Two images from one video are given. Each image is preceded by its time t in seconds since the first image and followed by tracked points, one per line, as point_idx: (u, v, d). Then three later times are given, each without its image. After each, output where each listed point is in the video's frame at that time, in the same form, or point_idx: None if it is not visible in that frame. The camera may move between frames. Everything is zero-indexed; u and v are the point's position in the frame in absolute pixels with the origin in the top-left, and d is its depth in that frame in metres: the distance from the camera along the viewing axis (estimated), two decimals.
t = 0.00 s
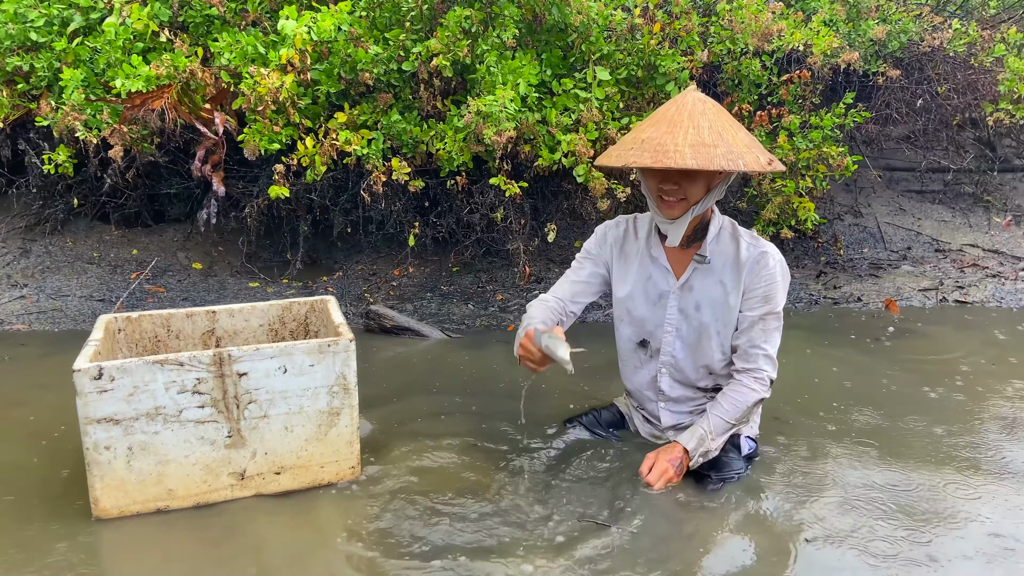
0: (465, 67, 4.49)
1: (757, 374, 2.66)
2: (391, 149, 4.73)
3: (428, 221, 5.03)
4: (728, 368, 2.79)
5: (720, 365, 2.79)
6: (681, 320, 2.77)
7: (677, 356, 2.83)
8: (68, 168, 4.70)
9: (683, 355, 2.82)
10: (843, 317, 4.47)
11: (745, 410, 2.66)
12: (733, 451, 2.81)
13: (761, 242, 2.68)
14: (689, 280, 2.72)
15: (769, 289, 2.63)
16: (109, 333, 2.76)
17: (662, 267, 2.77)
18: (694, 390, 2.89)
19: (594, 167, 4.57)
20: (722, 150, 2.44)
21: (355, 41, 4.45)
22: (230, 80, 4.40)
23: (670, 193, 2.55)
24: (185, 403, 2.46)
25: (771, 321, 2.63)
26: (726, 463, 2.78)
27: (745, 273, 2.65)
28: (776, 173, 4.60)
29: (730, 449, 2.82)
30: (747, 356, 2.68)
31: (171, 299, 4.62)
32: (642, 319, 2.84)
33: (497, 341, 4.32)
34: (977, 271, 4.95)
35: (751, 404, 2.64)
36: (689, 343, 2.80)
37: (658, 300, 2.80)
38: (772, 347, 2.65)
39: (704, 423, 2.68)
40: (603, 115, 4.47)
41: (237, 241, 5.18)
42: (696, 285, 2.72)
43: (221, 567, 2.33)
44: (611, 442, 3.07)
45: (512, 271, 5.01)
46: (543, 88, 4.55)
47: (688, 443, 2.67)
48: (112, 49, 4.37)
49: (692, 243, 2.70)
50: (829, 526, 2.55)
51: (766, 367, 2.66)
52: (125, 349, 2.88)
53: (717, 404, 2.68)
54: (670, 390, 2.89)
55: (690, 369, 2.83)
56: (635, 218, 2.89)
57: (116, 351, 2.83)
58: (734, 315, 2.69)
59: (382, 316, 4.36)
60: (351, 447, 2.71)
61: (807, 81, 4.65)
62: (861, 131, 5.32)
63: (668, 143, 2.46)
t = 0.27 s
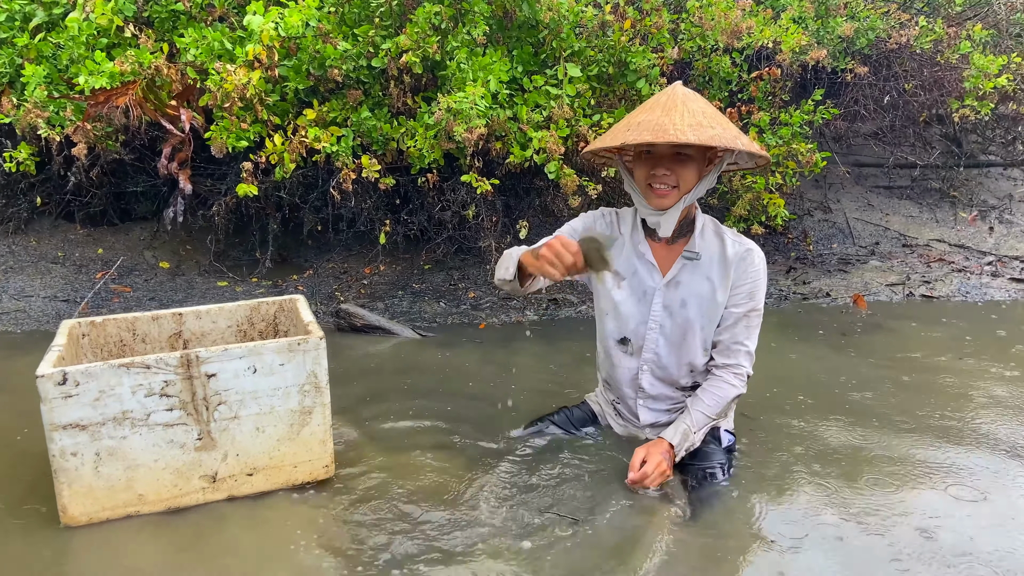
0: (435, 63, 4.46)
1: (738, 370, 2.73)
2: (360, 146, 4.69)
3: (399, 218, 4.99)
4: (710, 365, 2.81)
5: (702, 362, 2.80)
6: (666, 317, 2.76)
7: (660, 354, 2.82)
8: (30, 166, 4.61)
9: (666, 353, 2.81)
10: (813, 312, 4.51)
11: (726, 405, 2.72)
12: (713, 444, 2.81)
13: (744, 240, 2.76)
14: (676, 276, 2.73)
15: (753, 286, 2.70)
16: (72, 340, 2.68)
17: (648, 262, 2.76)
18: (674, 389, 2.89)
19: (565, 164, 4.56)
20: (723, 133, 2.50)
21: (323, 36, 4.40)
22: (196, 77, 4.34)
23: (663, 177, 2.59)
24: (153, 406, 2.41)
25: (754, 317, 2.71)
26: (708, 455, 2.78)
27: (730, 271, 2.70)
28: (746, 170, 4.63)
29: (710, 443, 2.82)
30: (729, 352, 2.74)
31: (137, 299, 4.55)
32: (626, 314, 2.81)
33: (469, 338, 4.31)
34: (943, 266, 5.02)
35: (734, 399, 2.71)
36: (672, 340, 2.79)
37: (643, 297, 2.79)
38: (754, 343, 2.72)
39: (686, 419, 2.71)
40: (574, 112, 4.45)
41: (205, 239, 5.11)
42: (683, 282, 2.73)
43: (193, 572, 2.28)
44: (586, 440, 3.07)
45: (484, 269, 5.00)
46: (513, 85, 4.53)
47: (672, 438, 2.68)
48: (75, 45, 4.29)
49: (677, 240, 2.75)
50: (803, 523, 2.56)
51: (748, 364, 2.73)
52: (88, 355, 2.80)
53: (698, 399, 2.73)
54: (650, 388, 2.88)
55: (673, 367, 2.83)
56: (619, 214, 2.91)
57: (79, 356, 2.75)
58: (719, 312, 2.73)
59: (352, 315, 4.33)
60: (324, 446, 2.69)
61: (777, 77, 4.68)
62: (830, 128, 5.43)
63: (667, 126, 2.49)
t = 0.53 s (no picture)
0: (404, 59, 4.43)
1: (712, 366, 2.77)
2: (328, 143, 4.64)
3: (368, 216, 4.95)
4: (686, 361, 2.83)
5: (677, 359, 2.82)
6: (646, 314, 2.76)
7: (638, 352, 2.80)
8: None
9: (644, 350, 2.80)
10: (782, 307, 4.54)
11: (700, 400, 2.75)
12: (687, 435, 2.83)
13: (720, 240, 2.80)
14: (657, 274, 2.73)
15: (730, 285, 2.76)
16: (36, 340, 2.61)
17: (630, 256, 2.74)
18: (648, 384, 2.89)
19: (535, 161, 4.54)
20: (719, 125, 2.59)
21: (290, 32, 4.36)
22: (159, 72, 4.26)
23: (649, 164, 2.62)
24: (119, 409, 2.34)
25: (730, 315, 2.77)
26: (684, 447, 2.78)
27: (709, 269, 2.73)
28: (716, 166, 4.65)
29: (684, 434, 2.83)
30: (703, 348, 2.78)
31: (101, 299, 4.45)
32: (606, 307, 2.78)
33: (440, 336, 4.28)
34: (909, 261, 5.08)
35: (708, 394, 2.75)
36: (651, 338, 2.79)
37: (623, 293, 2.77)
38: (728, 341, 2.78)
39: (661, 412, 2.72)
40: (544, 109, 4.45)
41: (171, 237, 5.02)
42: (663, 279, 2.73)
43: None
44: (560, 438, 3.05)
45: (455, 266, 4.97)
46: (483, 81, 4.51)
47: (648, 432, 2.68)
48: (35, 40, 4.20)
49: (659, 237, 2.75)
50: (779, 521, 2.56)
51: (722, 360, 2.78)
52: (51, 354, 2.72)
53: (673, 394, 2.75)
54: (626, 383, 2.87)
55: (651, 364, 2.82)
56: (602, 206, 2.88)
57: (41, 356, 2.67)
58: (697, 310, 2.75)
59: (321, 313, 4.28)
60: (294, 449, 2.63)
61: (745, 74, 4.71)
62: (800, 124, 5.50)
63: (668, 110, 2.54)
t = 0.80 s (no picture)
0: (369, 54, 4.40)
1: (677, 361, 2.79)
2: (293, 138, 4.57)
3: (334, 212, 4.90)
4: (652, 357, 2.84)
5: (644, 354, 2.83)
6: (615, 310, 2.75)
7: (607, 347, 2.79)
8: None
9: (612, 345, 2.80)
10: (748, 301, 4.58)
11: (665, 394, 2.76)
12: (653, 429, 2.85)
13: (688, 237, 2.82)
14: (627, 269, 2.73)
15: (697, 283, 2.79)
16: None
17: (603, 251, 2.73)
18: (614, 377, 2.88)
19: (503, 156, 4.53)
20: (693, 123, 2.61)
21: (252, 26, 4.26)
22: (118, 67, 4.17)
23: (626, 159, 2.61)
24: (75, 411, 2.26)
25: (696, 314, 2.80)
26: (646, 441, 2.80)
27: (677, 266, 2.75)
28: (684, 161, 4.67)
29: (649, 428, 2.86)
30: (669, 344, 2.80)
31: (58, 298, 4.34)
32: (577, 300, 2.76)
33: (408, 333, 4.23)
34: (872, 255, 5.15)
35: (674, 388, 2.77)
36: (619, 333, 2.78)
37: (593, 288, 2.76)
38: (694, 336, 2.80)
39: (627, 405, 2.73)
40: (512, 104, 4.43)
41: (132, 235, 4.91)
42: (633, 275, 2.73)
43: None
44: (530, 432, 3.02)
45: (423, 262, 4.93)
46: (450, 77, 4.48)
47: (614, 425, 2.70)
48: None
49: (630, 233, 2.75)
50: (752, 510, 2.55)
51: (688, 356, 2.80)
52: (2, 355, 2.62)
53: (639, 388, 2.76)
54: (593, 377, 2.86)
55: (619, 359, 2.82)
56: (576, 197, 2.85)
57: None
58: (665, 306, 2.77)
59: (285, 311, 4.21)
60: (258, 448, 2.57)
61: (712, 70, 4.74)
62: (766, 119, 5.55)
63: (644, 106, 2.55)
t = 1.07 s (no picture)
0: (335, 53, 4.36)
1: (645, 360, 2.76)
2: (257, 138, 4.51)
3: (301, 212, 4.85)
4: (620, 355, 2.80)
5: (612, 353, 2.80)
6: (584, 308, 2.73)
7: (575, 346, 2.76)
8: None
9: (581, 344, 2.77)
10: (715, 299, 4.61)
11: (632, 392, 2.74)
12: (621, 426, 2.82)
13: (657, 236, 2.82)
14: (596, 268, 2.71)
15: (666, 282, 2.77)
16: None
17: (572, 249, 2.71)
18: (582, 377, 2.85)
19: (472, 156, 4.52)
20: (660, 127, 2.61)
21: (214, 24, 4.21)
22: (77, 65, 4.08)
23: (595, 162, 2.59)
24: (37, 418, 2.18)
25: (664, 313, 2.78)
26: (614, 434, 2.77)
27: (645, 264, 2.74)
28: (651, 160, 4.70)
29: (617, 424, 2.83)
30: (637, 342, 2.78)
31: (16, 301, 4.24)
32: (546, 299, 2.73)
33: (376, 334, 4.19)
34: (836, 252, 5.22)
35: (640, 386, 2.75)
36: (588, 332, 2.76)
37: (561, 287, 2.73)
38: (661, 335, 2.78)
39: (593, 404, 2.71)
40: (479, 103, 4.42)
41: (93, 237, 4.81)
42: (602, 274, 2.71)
43: None
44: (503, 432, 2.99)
45: (390, 262, 4.90)
46: (416, 75, 4.45)
47: (580, 423, 2.67)
48: None
49: (598, 232, 2.73)
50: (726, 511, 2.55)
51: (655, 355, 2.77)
52: None
53: (606, 386, 2.74)
54: (562, 376, 2.82)
55: (588, 358, 2.79)
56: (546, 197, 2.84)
57: None
58: (634, 304, 2.74)
59: (249, 313, 4.16)
60: (226, 453, 2.48)
61: (678, 69, 4.77)
62: (731, 118, 5.60)
63: (612, 110, 2.54)
